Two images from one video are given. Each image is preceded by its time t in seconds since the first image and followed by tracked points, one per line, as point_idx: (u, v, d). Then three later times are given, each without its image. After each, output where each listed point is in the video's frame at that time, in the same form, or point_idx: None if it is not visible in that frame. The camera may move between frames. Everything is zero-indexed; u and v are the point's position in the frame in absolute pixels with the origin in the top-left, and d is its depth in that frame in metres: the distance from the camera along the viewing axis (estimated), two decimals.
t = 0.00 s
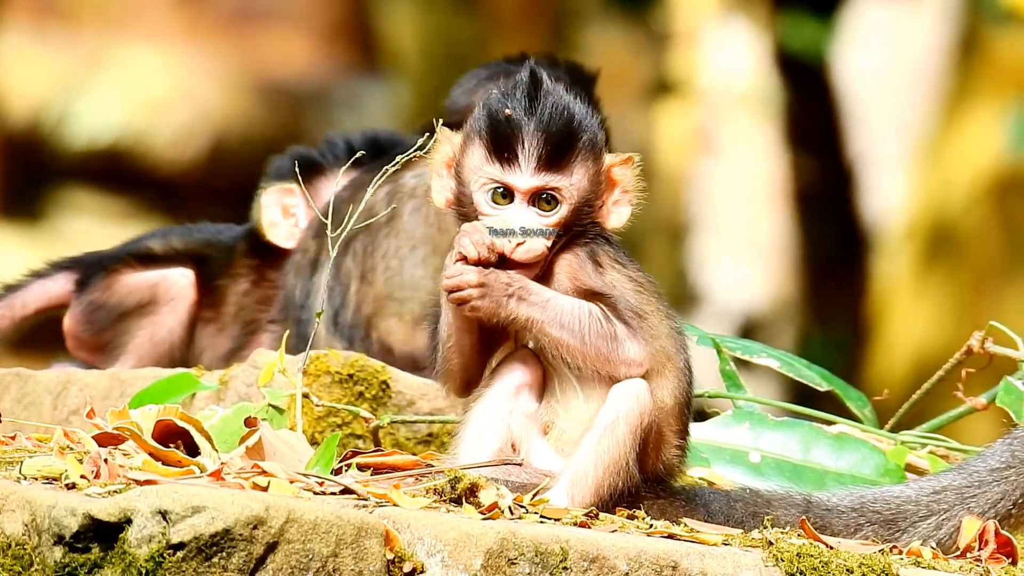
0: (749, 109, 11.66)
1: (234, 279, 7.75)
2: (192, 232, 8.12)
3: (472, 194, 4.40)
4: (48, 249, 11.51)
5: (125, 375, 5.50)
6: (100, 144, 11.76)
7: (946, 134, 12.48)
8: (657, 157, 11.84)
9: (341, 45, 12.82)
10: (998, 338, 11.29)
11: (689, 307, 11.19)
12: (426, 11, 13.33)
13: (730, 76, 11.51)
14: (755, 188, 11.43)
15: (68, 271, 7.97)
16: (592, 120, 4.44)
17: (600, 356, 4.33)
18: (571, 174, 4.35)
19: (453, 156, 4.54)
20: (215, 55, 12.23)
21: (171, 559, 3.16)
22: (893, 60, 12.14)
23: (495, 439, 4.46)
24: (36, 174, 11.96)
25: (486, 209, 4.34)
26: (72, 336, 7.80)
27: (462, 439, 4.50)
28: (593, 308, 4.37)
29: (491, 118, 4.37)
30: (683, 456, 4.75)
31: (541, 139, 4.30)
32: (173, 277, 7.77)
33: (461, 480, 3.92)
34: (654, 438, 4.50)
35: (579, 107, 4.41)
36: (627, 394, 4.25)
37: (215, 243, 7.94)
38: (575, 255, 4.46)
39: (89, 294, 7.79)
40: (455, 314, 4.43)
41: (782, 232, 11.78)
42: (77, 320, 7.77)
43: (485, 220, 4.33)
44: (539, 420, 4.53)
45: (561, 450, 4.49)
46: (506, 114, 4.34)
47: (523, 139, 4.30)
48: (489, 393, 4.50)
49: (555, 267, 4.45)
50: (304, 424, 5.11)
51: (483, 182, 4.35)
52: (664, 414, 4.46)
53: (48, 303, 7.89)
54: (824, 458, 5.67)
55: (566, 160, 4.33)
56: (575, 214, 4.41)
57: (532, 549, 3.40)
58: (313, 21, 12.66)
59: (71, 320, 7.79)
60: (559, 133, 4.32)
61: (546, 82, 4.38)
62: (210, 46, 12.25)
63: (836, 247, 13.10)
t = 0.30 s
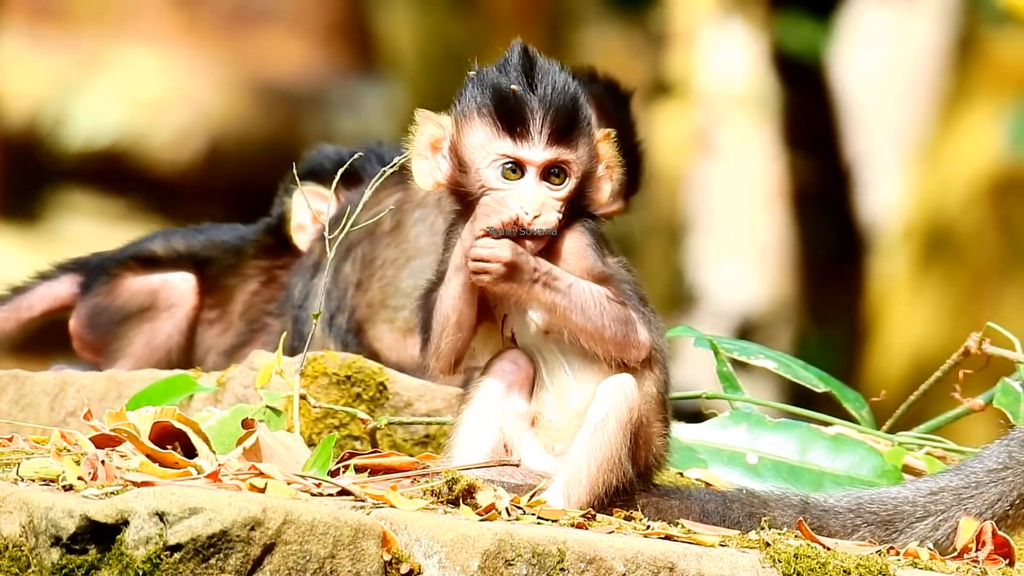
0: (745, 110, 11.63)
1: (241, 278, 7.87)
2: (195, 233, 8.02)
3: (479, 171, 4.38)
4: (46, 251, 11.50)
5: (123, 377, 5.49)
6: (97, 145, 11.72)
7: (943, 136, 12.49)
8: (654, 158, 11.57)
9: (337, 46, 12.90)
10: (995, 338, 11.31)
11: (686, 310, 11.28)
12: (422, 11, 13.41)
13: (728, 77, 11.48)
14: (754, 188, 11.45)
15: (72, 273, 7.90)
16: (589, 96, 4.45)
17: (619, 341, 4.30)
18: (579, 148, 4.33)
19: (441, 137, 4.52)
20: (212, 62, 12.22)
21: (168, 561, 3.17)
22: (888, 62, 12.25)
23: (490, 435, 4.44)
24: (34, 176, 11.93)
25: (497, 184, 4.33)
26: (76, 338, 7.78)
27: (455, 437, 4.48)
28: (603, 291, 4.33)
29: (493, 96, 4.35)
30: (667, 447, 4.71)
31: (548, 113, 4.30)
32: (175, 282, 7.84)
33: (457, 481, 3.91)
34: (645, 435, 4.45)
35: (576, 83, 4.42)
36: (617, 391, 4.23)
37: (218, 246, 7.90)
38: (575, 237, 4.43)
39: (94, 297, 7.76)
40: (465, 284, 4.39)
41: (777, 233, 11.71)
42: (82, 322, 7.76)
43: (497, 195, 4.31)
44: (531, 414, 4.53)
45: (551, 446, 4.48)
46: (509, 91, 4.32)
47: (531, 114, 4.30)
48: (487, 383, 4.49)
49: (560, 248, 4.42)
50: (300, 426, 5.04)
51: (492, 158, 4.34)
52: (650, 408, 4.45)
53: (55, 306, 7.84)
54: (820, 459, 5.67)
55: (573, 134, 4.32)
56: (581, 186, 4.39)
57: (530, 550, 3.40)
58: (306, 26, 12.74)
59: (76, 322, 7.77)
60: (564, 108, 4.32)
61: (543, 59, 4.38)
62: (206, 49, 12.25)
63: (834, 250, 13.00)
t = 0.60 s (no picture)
0: (742, 109, 11.13)
1: (244, 265, 7.59)
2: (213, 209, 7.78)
3: (482, 170, 4.35)
4: (33, 250, 11.48)
5: (120, 376, 5.49)
6: (93, 146, 11.67)
7: (940, 136, 12.41)
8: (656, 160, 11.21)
9: (334, 46, 13.17)
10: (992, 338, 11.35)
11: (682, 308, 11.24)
12: (418, 11, 13.33)
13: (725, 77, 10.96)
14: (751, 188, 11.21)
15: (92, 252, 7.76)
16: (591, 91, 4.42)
17: (627, 353, 4.26)
18: (581, 145, 4.31)
19: (447, 136, 4.50)
20: (212, 57, 12.38)
21: (165, 560, 3.17)
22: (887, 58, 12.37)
23: (489, 437, 4.44)
24: (32, 176, 11.90)
25: (499, 182, 4.31)
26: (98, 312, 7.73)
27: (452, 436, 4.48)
28: (604, 309, 4.31)
29: (495, 93, 4.32)
30: (663, 446, 4.68)
31: (550, 109, 4.27)
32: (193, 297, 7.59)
33: (455, 481, 3.92)
34: (641, 437, 4.42)
35: (578, 79, 4.39)
36: (613, 391, 4.22)
37: (230, 229, 7.67)
38: (585, 234, 4.39)
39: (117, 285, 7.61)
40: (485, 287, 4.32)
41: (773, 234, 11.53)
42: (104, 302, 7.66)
43: (500, 195, 4.29)
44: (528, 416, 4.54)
45: (546, 447, 4.54)
46: (510, 88, 4.29)
47: (533, 111, 4.27)
48: (487, 384, 4.47)
49: (566, 247, 4.37)
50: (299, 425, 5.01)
51: (494, 156, 4.32)
52: (649, 410, 4.43)
53: (78, 285, 7.74)
54: (818, 459, 5.67)
55: (574, 130, 4.29)
56: (584, 184, 4.36)
57: (527, 550, 3.40)
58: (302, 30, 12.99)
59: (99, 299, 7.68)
60: (565, 104, 4.28)
61: (545, 55, 4.34)
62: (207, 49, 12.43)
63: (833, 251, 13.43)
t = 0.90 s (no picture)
0: (741, 110, 11.07)
1: (244, 261, 7.07)
2: (218, 202, 7.30)
3: (480, 169, 4.35)
4: (33, 251, 11.52)
5: (118, 377, 5.49)
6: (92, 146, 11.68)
7: (938, 137, 12.43)
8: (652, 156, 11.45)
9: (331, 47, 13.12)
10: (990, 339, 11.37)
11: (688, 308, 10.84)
12: (415, 12, 13.71)
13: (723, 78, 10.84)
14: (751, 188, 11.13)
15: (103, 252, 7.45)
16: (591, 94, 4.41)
17: (602, 359, 4.25)
18: (579, 147, 4.31)
19: (449, 138, 4.47)
20: (212, 58, 12.38)
21: (163, 562, 3.17)
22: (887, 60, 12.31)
23: (485, 439, 4.45)
24: (30, 177, 11.88)
25: (497, 182, 4.31)
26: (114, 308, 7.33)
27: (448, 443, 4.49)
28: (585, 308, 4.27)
29: (494, 94, 4.32)
30: (663, 448, 4.69)
31: (550, 111, 4.28)
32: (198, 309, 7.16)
33: (453, 482, 3.92)
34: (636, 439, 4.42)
35: (579, 82, 4.38)
36: (608, 392, 4.22)
37: (232, 225, 7.14)
38: (578, 235, 4.38)
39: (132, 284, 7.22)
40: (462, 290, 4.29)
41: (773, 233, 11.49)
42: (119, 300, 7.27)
43: (496, 195, 4.29)
44: (519, 421, 4.51)
45: (542, 447, 4.53)
46: (510, 89, 4.29)
47: (532, 113, 4.27)
48: (478, 399, 4.45)
49: (563, 246, 4.35)
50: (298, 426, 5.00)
51: (493, 156, 4.32)
52: (645, 413, 4.43)
53: (91, 284, 7.47)
54: (816, 461, 5.66)
55: (572, 133, 4.30)
56: (583, 186, 4.36)
57: (525, 551, 3.40)
58: (301, 28, 12.97)
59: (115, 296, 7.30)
60: (564, 107, 4.29)
61: (547, 57, 4.33)
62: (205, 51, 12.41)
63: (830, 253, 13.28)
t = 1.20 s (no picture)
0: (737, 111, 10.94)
1: (245, 253, 6.98)
2: (213, 197, 7.26)
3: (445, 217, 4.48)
4: (36, 253, 11.42)
5: (115, 377, 5.49)
6: (88, 146, 11.64)
7: (935, 135, 12.45)
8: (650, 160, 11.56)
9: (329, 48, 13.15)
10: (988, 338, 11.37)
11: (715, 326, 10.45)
12: (414, 13, 13.75)
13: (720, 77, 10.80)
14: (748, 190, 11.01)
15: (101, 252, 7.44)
16: (539, 102, 4.39)
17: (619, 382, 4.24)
18: (524, 162, 4.31)
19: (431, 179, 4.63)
20: (209, 58, 12.40)
21: (160, 561, 3.16)
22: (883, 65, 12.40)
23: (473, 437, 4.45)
24: (25, 177, 11.82)
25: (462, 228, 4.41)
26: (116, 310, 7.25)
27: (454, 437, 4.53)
28: (594, 343, 4.28)
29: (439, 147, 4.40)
30: (664, 451, 4.69)
31: (481, 156, 4.30)
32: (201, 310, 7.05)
33: (450, 482, 3.93)
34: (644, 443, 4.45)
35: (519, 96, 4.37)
36: (616, 401, 4.24)
37: (227, 218, 7.07)
38: (579, 243, 4.35)
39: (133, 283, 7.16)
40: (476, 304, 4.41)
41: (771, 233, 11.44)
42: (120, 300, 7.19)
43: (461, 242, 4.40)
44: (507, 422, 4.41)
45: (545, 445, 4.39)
46: (446, 132, 4.36)
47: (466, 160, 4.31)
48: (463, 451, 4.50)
49: (561, 258, 4.33)
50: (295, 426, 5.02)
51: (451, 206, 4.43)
52: (656, 420, 4.43)
53: (88, 285, 7.47)
54: (813, 460, 5.68)
55: (514, 151, 4.30)
56: (569, 214, 4.37)
57: (523, 551, 3.40)
58: (297, 27, 13.00)
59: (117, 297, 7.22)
60: (498, 129, 4.30)
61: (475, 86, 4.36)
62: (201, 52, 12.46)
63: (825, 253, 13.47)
